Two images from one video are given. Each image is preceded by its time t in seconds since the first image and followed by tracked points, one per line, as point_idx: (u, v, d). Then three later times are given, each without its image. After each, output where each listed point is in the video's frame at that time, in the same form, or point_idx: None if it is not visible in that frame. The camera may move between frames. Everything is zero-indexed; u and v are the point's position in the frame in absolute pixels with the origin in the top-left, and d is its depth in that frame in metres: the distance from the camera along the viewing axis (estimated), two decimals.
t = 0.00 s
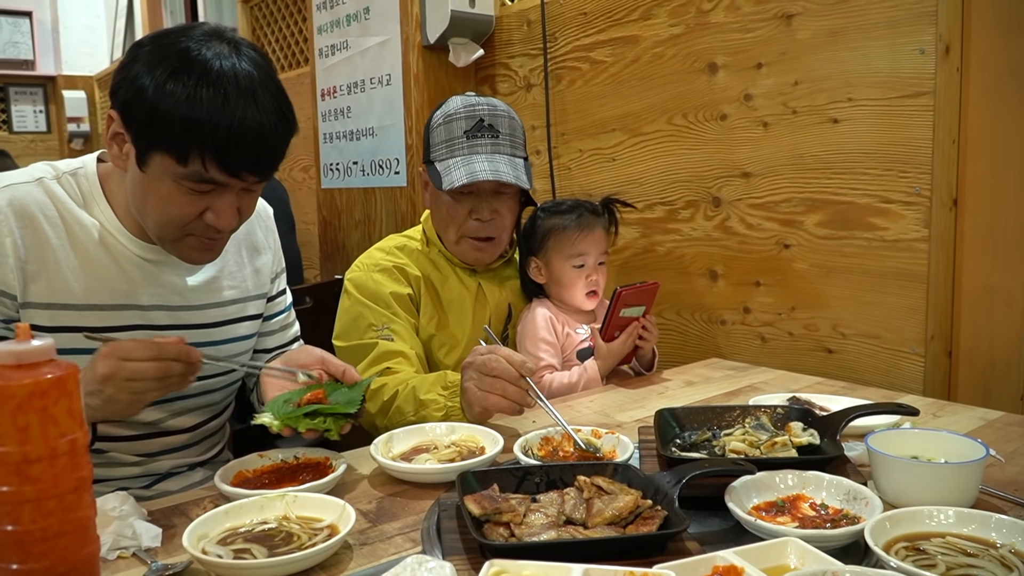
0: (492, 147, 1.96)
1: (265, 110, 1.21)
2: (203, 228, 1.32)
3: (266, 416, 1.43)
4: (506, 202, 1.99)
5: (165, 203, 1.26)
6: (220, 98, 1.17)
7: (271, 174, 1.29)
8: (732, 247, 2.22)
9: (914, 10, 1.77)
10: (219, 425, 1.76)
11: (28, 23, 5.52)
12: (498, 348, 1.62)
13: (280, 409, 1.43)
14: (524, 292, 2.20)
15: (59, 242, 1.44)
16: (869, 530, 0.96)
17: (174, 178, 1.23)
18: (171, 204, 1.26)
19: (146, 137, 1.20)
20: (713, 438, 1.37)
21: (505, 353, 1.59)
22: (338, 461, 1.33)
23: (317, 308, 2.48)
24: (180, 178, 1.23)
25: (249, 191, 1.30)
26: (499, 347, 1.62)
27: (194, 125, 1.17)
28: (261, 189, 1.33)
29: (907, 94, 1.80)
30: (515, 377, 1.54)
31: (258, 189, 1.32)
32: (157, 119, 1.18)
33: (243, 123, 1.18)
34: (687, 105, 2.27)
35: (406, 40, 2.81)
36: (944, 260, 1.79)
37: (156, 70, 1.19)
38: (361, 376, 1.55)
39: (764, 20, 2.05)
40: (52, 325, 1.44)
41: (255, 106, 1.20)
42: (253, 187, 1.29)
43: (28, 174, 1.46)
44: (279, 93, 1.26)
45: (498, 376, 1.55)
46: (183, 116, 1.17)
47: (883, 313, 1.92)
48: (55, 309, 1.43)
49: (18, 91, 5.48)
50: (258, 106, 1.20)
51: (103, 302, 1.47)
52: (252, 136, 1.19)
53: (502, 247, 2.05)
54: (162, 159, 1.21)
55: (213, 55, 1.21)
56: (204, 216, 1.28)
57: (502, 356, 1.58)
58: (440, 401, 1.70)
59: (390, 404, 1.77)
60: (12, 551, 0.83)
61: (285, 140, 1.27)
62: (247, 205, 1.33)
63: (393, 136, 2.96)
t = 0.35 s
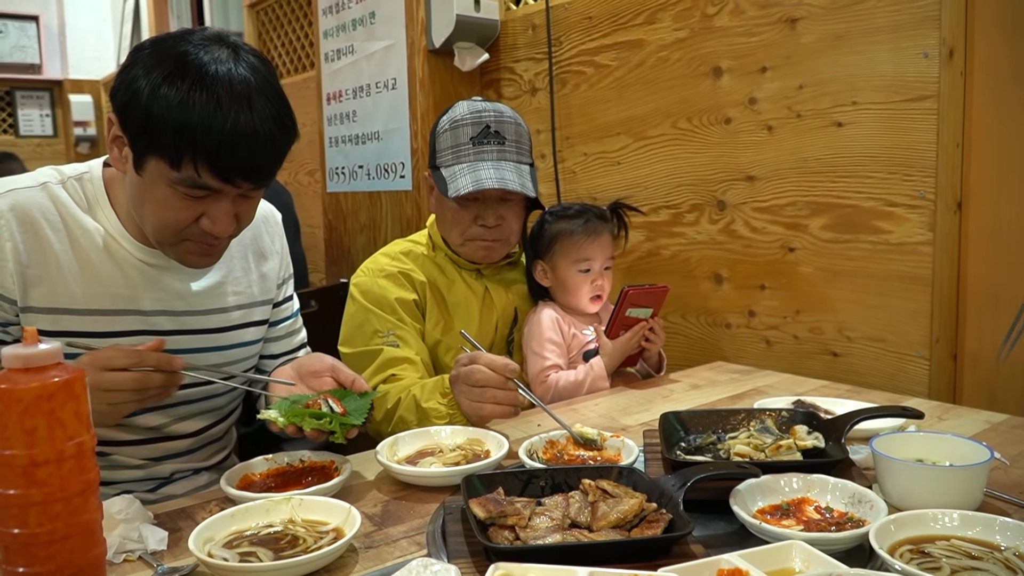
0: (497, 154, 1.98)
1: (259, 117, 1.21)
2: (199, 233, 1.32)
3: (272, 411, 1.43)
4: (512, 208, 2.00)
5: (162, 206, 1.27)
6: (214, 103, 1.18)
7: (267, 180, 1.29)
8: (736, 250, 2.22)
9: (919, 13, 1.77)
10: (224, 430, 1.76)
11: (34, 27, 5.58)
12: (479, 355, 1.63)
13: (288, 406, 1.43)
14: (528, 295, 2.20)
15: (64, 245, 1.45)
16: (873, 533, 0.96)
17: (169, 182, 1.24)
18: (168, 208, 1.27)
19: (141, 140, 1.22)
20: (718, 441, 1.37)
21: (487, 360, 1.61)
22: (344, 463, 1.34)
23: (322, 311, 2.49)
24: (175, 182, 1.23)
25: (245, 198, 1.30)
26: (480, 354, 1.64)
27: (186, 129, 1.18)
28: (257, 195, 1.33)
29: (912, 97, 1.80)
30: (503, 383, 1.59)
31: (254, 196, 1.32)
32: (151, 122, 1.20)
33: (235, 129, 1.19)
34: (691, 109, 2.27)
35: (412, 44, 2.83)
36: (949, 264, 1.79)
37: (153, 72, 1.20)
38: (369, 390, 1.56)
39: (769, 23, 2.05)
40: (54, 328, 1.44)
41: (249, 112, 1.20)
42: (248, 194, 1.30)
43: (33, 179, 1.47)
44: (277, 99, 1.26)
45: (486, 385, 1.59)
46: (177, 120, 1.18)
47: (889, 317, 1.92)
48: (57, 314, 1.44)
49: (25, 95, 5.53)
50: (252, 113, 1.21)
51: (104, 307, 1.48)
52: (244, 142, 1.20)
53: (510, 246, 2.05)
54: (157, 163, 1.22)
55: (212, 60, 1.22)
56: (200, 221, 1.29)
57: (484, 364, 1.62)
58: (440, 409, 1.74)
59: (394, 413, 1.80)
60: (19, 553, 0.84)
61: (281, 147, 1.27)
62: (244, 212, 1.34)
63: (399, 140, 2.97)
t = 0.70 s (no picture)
0: (508, 161, 1.99)
1: (260, 126, 1.21)
2: (194, 240, 1.31)
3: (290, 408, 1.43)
4: (521, 214, 2.00)
5: (159, 206, 1.27)
6: (214, 107, 1.19)
7: (266, 192, 1.28)
8: (741, 255, 2.22)
9: (924, 20, 1.77)
10: (230, 433, 1.77)
11: (41, 31, 5.64)
12: (480, 360, 1.61)
13: (305, 402, 1.44)
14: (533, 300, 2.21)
15: (66, 253, 1.46)
16: (878, 539, 0.96)
17: (165, 181, 1.24)
18: (164, 209, 1.27)
19: (141, 138, 1.23)
20: (723, 447, 1.37)
21: (488, 364, 1.59)
22: (348, 467, 1.34)
23: (327, 315, 2.49)
24: (170, 183, 1.23)
25: (242, 208, 1.29)
26: (481, 358, 1.62)
27: (183, 130, 1.18)
28: (256, 207, 1.32)
29: (917, 103, 1.80)
30: (505, 387, 1.57)
31: (252, 207, 1.31)
32: (151, 120, 1.21)
33: (231, 134, 1.18)
34: (697, 114, 2.28)
35: (417, 49, 2.84)
36: (954, 270, 1.79)
37: (161, 73, 1.22)
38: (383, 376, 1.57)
39: (774, 29, 2.06)
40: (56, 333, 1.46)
41: (250, 119, 1.20)
42: (245, 204, 1.29)
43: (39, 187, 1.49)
44: (283, 111, 1.26)
45: (487, 390, 1.56)
46: (175, 120, 1.19)
47: (894, 322, 1.92)
48: (58, 320, 1.45)
49: (31, 100, 5.59)
50: (253, 121, 1.20)
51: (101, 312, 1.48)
52: (240, 149, 1.19)
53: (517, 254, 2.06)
54: (156, 161, 1.23)
55: (222, 67, 1.23)
56: (194, 226, 1.28)
57: (484, 368, 1.59)
58: (444, 415, 1.74)
59: (399, 420, 1.81)
60: (25, 557, 0.84)
61: (282, 159, 1.26)
62: (241, 223, 1.33)
63: (404, 145, 2.98)
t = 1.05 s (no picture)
0: (511, 165, 1.99)
1: (254, 157, 1.19)
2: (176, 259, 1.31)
3: (288, 406, 1.44)
4: (524, 218, 2.01)
5: (146, 222, 1.27)
6: (208, 134, 1.17)
7: (255, 223, 1.26)
8: (744, 260, 2.22)
9: (926, 24, 1.77)
10: (230, 437, 1.77)
11: (45, 37, 5.67)
12: (488, 364, 1.64)
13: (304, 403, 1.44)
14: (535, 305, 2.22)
15: (60, 262, 1.44)
16: (881, 543, 0.96)
17: (150, 199, 1.23)
18: (151, 226, 1.27)
19: (133, 153, 1.22)
20: (726, 451, 1.37)
21: (497, 369, 1.61)
22: (351, 473, 1.34)
23: (330, 319, 2.50)
24: (155, 202, 1.23)
25: (227, 237, 1.27)
26: (490, 363, 1.65)
27: (173, 152, 1.17)
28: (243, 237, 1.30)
29: (919, 108, 1.80)
30: (512, 395, 1.59)
31: (238, 237, 1.29)
32: (146, 137, 1.20)
33: (221, 163, 1.17)
34: (699, 119, 2.28)
35: (421, 54, 2.85)
36: (956, 275, 1.79)
37: (163, 92, 1.22)
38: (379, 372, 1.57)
39: (776, 34, 2.06)
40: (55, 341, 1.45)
41: (243, 150, 1.18)
42: (230, 233, 1.26)
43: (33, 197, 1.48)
44: (281, 147, 1.23)
45: (495, 396, 1.59)
46: (168, 141, 1.18)
47: (896, 327, 1.92)
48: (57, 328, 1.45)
49: (35, 106, 5.61)
50: (246, 153, 1.18)
51: (94, 320, 1.47)
52: (228, 178, 1.17)
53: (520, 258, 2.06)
54: (145, 180, 1.23)
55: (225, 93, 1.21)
56: (176, 248, 1.27)
57: (494, 374, 1.61)
58: (449, 418, 1.74)
59: (404, 424, 1.82)
60: (30, 561, 0.85)
61: (272, 192, 1.24)
62: (223, 249, 1.31)
63: (407, 149, 2.99)
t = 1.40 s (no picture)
0: (504, 170, 2.00)
1: (229, 216, 1.16)
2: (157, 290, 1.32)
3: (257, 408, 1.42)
4: (518, 223, 2.02)
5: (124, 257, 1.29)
6: (180, 188, 1.12)
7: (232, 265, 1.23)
8: (741, 264, 2.22)
9: (919, 28, 1.78)
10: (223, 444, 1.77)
11: (42, 44, 5.69)
12: (478, 369, 1.64)
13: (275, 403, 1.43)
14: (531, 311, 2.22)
15: (47, 274, 1.43)
16: (876, 546, 0.96)
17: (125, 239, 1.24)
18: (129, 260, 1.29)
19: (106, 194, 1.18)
20: (723, 455, 1.37)
21: (486, 373, 1.61)
22: (348, 480, 1.34)
23: (328, 325, 2.50)
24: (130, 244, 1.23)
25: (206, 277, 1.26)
26: (479, 367, 1.64)
27: (147, 210, 1.13)
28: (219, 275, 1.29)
29: (913, 112, 1.81)
30: (502, 397, 1.59)
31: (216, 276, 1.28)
32: (117, 182, 1.15)
33: (197, 226, 1.14)
34: (695, 124, 2.29)
35: (417, 61, 2.86)
36: (952, 279, 1.79)
37: (136, 138, 1.15)
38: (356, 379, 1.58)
39: (771, 39, 2.07)
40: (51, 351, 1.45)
41: (220, 211, 1.15)
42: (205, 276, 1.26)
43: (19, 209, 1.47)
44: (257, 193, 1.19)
45: (485, 399, 1.59)
46: (141, 196, 1.13)
47: (893, 330, 1.92)
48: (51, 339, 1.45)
49: (32, 112, 5.47)
50: (223, 213, 1.15)
51: (83, 329, 1.46)
52: (204, 240, 1.15)
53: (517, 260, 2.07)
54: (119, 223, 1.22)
55: (201, 143, 1.15)
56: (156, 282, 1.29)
57: (483, 378, 1.61)
58: (444, 424, 1.76)
59: (400, 432, 1.83)
60: (24, 570, 0.85)
61: (247, 243, 1.22)
62: (202, 280, 1.32)
63: (404, 156, 3.00)
